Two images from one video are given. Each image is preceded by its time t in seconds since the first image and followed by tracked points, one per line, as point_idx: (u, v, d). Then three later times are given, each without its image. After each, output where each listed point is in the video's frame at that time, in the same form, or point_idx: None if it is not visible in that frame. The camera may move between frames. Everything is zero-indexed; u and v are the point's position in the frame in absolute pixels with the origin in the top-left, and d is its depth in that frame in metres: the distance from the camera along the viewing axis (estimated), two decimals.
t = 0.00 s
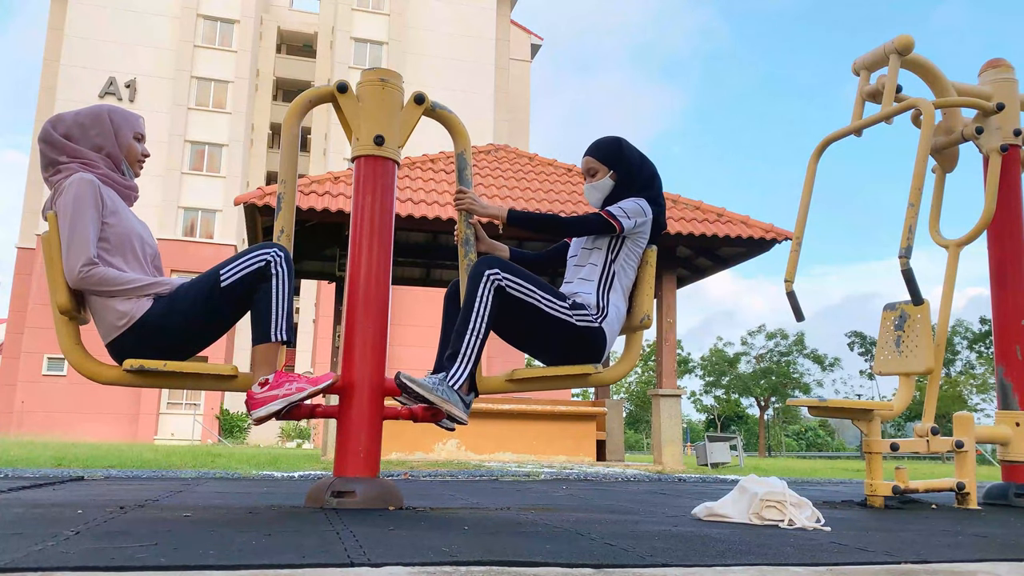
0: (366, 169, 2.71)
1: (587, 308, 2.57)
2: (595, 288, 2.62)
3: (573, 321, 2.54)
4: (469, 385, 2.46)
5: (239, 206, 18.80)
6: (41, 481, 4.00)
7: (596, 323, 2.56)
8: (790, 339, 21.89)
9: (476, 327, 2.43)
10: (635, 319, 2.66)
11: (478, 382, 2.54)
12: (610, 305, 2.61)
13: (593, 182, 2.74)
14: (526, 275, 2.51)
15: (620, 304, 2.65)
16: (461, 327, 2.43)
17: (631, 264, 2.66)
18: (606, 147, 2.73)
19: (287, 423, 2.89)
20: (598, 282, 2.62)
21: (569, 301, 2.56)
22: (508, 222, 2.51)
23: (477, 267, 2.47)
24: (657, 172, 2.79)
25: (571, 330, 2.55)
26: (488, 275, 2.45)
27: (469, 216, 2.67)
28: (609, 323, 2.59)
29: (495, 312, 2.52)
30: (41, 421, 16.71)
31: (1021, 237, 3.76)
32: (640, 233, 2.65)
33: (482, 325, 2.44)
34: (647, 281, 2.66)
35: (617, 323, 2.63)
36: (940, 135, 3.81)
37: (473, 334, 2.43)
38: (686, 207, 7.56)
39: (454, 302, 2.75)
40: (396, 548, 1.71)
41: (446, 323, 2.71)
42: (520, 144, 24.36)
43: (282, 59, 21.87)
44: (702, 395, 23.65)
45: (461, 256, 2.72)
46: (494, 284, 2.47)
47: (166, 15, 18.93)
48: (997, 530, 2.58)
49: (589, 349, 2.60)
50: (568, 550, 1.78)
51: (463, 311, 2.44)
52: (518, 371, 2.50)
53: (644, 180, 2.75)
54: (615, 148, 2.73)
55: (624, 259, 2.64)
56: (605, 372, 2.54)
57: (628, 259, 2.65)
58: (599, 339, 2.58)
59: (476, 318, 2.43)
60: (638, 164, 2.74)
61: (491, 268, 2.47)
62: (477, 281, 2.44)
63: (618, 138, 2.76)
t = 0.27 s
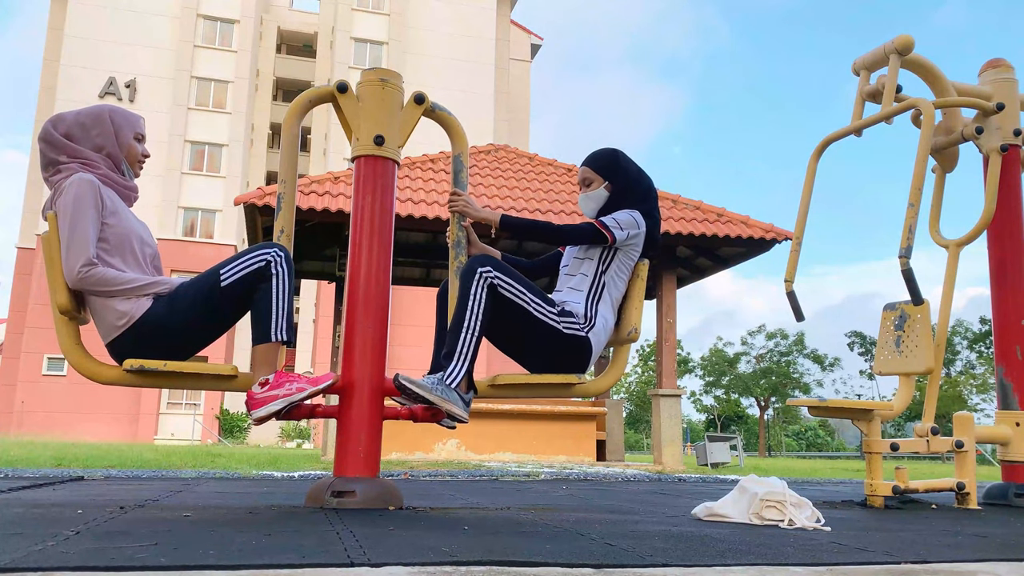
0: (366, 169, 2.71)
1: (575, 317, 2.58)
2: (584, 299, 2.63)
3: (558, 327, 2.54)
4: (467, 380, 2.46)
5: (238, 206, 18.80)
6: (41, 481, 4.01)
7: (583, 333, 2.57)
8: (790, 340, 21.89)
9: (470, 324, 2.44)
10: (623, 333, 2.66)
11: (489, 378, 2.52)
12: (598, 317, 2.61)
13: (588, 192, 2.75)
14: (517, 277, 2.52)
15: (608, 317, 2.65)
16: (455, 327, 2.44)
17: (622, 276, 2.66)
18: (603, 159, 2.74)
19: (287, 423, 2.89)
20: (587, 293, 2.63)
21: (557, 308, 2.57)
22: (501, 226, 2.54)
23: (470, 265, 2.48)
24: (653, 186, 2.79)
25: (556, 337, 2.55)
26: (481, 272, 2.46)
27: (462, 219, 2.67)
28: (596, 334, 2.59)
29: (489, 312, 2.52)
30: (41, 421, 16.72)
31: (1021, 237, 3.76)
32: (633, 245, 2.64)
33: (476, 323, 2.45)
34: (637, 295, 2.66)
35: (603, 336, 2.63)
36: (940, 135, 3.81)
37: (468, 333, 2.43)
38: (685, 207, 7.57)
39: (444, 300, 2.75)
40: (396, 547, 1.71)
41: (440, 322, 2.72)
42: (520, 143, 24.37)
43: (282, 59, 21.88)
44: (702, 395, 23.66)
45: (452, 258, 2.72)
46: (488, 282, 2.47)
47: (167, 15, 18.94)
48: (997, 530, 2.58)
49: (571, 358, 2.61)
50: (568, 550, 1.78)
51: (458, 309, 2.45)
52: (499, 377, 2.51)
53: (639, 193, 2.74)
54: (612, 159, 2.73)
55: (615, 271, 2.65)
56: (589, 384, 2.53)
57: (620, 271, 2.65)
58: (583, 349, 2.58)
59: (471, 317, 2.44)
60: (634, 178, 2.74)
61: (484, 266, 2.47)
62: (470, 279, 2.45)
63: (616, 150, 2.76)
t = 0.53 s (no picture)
0: (366, 169, 2.71)
1: (560, 324, 2.63)
2: (574, 310, 2.67)
3: (539, 331, 2.59)
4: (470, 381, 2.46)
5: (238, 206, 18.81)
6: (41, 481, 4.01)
7: (565, 337, 2.62)
8: (790, 340, 21.88)
9: (464, 323, 2.44)
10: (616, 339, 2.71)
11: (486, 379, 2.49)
12: (586, 326, 2.65)
13: (578, 201, 2.79)
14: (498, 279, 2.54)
15: (598, 327, 2.68)
16: (446, 328, 2.45)
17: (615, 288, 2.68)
18: (597, 170, 2.78)
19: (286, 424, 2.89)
20: (578, 305, 2.67)
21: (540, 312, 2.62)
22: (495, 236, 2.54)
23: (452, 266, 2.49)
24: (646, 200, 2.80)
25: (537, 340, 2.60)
26: (462, 272, 2.47)
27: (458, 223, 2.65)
28: (579, 342, 2.64)
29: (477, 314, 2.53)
30: (41, 422, 16.72)
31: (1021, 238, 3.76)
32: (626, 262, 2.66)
33: (470, 322, 2.46)
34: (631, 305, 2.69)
35: (590, 343, 2.67)
36: (941, 135, 3.80)
37: (462, 331, 2.44)
38: (685, 207, 7.57)
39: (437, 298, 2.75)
40: (396, 547, 1.72)
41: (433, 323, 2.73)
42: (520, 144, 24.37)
43: (282, 59, 21.89)
44: (702, 395, 23.66)
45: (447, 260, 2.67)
46: (469, 282, 2.48)
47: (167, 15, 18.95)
48: (996, 530, 2.58)
49: (553, 361, 2.64)
50: (568, 550, 1.79)
51: (445, 310, 2.46)
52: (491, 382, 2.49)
53: (630, 206, 2.76)
54: (604, 171, 2.77)
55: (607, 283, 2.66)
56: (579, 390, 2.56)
57: (612, 285, 2.67)
58: (566, 353, 2.63)
59: (461, 317, 2.44)
60: (626, 190, 2.77)
61: (465, 267, 2.49)
62: (454, 279, 2.47)
63: (611, 162, 2.80)
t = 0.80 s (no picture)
0: (366, 168, 2.71)
1: (567, 324, 2.63)
2: (582, 310, 2.67)
3: (547, 330, 2.59)
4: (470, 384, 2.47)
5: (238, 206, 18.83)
6: (42, 481, 4.02)
7: (573, 337, 2.62)
8: (790, 339, 21.88)
9: (465, 326, 2.44)
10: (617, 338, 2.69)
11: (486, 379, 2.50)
12: (592, 324, 2.65)
13: (582, 196, 2.78)
14: (505, 280, 2.54)
15: (604, 325, 2.68)
16: (450, 330, 2.44)
17: (617, 285, 2.69)
18: (602, 167, 2.77)
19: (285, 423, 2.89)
20: (585, 305, 2.67)
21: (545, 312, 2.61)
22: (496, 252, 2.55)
23: (457, 267, 2.49)
24: (648, 195, 2.80)
25: (542, 340, 2.59)
26: (469, 273, 2.46)
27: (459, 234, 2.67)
28: (586, 340, 2.64)
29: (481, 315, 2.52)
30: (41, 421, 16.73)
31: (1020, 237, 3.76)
32: (628, 255, 2.66)
33: (471, 325, 2.45)
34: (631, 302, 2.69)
35: (596, 342, 2.67)
36: (940, 135, 3.80)
37: (464, 334, 2.43)
38: (685, 207, 7.57)
39: (439, 297, 2.75)
40: (396, 547, 1.71)
41: (434, 325, 2.72)
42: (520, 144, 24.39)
43: (282, 59, 21.89)
44: (702, 395, 23.67)
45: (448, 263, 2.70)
46: (476, 283, 2.47)
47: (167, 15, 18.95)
48: (997, 530, 2.58)
49: (559, 361, 2.64)
50: (567, 550, 1.79)
51: (450, 311, 2.45)
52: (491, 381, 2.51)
53: (632, 202, 2.76)
54: (608, 167, 2.76)
55: (611, 282, 2.67)
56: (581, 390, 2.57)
57: (615, 281, 2.68)
58: (573, 353, 2.63)
59: (464, 319, 2.44)
60: (630, 186, 2.76)
61: (471, 268, 2.48)
62: (460, 280, 2.46)
63: (616, 159, 2.79)
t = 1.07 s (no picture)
0: (366, 169, 2.71)
1: (580, 312, 2.63)
2: (594, 297, 2.66)
3: (564, 320, 2.59)
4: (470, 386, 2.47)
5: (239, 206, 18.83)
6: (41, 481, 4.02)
7: (586, 325, 2.61)
8: (790, 339, 21.88)
9: (470, 329, 2.44)
10: (632, 322, 2.71)
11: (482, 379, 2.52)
12: (605, 311, 2.64)
13: (590, 182, 2.80)
14: (514, 277, 2.54)
15: (617, 310, 2.68)
16: (456, 330, 2.43)
17: (629, 270, 2.69)
18: (607, 153, 2.78)
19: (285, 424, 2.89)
20: (597, 291, 2.66)
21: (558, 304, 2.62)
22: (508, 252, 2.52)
23: (466, 269, 2.49)
24: (655, 181, 2.81)
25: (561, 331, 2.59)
26: (476, 275, 2.47)
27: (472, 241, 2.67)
28: (601, 327, 2.64)
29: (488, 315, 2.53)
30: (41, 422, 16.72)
31: (1021, 238, 3.76)
32: (638, 240, 2.67)
33: (476, 327, 2.45)
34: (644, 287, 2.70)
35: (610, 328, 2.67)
36: (940, 135, 3.80)
37: (468, 336, 2.43)
38: (685, 207, 7.57)
39: (448, 295, 2.72)
40: (395, 548, 1.71)
41: (440, 323, 2.71)
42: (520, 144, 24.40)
43: (282, 59, 21.89)
44: (702, 395, 23.67)
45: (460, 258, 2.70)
46: (484, 285, 2.48)
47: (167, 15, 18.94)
48: (997, 530, 2.58)
49: (577, 350, 2.64)
50: (567, 550, 1.79)
51: (457, 312, 2.45)
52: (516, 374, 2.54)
53: (641, 188, 2.77)
54: (615, 153, 2.78)
55: (622, 267, 2.67)
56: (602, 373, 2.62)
57: (626, 266, 2.68)
58: (589, 340, 2.63)
59: (470, 320, 2.44)
60: (637, 173, 2.77)
61: (480, 269, 2.48)
62: (467, 283, 2.46)
63: (622, 145, 2.81)
